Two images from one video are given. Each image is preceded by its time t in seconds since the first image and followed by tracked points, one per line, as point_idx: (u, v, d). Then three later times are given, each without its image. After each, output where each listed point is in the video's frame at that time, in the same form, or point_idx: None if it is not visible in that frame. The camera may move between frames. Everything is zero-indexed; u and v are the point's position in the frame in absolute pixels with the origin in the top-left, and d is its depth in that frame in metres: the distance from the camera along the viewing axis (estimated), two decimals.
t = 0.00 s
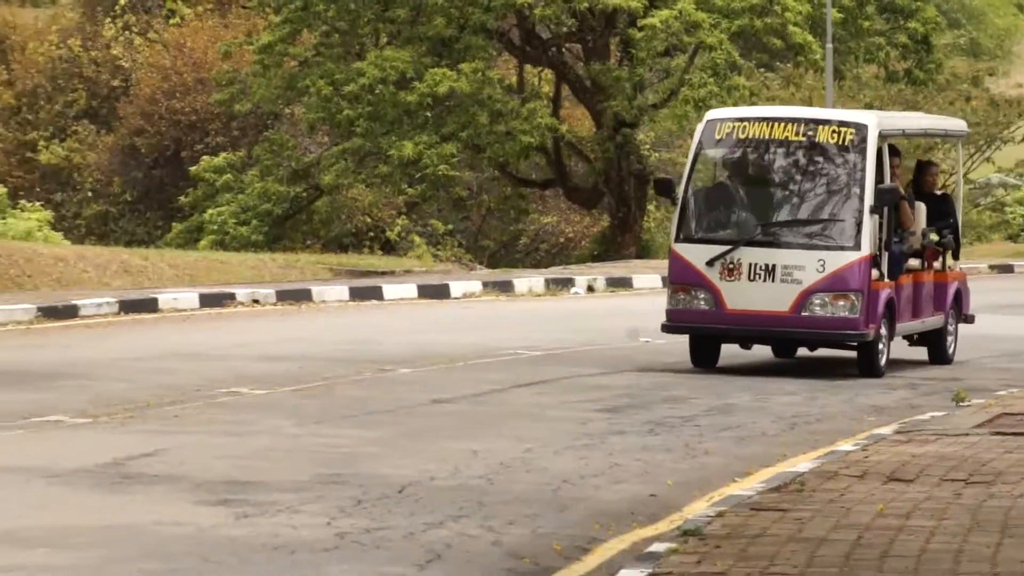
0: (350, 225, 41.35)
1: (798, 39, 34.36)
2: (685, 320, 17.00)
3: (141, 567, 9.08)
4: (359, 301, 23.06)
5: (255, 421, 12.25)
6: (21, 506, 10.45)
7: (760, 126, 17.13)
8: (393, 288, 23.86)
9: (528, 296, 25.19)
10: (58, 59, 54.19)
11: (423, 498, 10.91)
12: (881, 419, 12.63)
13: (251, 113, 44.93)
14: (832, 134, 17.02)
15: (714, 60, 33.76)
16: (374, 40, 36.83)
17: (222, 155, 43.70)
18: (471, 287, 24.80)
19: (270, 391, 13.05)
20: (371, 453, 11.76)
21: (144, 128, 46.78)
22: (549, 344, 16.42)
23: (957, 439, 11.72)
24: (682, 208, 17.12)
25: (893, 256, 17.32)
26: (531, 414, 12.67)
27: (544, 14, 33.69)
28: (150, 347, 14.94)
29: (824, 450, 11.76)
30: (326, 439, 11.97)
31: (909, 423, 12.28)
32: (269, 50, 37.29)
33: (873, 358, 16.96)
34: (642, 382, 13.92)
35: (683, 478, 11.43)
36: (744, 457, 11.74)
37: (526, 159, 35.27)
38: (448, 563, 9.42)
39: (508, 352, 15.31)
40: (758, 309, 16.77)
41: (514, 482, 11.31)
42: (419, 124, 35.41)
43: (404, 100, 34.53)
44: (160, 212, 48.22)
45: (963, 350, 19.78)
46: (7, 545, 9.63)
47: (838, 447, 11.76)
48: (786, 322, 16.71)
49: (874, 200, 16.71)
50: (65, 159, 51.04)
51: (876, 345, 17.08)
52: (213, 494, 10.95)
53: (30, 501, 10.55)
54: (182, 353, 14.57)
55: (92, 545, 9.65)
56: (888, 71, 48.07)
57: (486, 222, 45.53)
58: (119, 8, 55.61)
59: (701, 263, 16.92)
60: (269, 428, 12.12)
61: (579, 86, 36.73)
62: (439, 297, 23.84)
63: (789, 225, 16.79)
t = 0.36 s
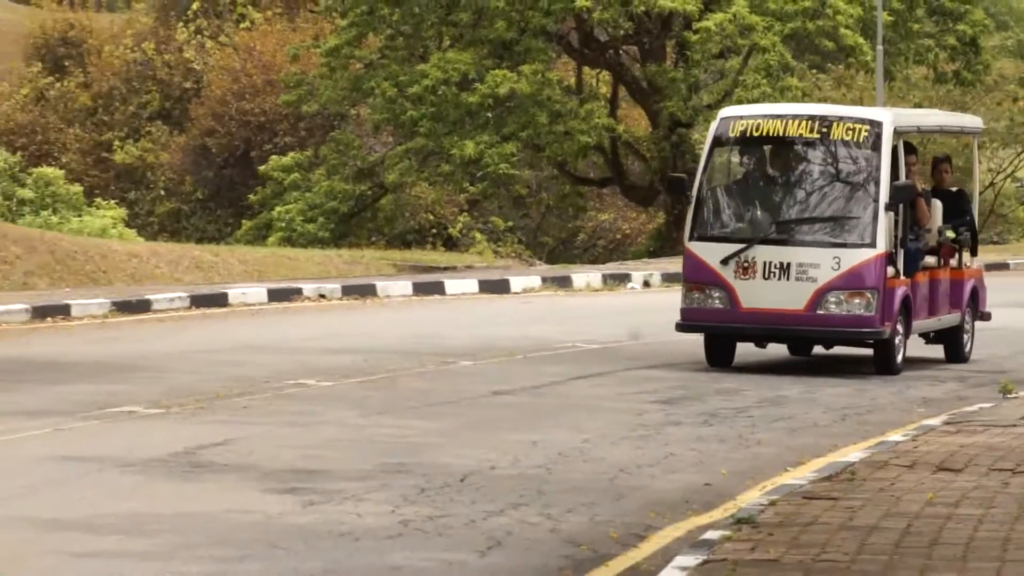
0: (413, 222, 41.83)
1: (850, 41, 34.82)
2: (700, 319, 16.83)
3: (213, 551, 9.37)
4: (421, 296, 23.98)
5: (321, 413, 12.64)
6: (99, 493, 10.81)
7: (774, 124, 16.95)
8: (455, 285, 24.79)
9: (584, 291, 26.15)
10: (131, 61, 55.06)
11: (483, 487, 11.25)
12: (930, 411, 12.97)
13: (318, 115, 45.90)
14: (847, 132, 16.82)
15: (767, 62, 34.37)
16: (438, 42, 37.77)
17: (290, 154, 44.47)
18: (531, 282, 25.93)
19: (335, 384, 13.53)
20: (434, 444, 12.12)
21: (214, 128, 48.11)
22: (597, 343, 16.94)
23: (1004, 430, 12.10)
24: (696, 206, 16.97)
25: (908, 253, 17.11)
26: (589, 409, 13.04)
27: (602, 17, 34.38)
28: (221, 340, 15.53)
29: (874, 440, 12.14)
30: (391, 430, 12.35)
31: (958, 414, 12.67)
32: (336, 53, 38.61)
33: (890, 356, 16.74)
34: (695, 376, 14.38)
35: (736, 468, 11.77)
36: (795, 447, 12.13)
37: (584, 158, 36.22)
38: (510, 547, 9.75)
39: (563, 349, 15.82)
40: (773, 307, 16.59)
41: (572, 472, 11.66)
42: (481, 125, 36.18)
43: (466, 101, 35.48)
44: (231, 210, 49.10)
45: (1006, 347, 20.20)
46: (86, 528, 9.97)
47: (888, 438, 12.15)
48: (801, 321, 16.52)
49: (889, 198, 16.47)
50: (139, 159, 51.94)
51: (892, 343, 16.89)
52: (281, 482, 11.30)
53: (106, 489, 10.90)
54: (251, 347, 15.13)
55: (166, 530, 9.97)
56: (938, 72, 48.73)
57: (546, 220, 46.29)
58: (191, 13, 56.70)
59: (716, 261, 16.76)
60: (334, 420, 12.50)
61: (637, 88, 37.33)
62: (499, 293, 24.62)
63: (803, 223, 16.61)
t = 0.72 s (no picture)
0: (446, 224, 42.12)
1: (880, 46, 35.21)
2: (688, 323, 16.26)
3: (249, 547, 9.48)
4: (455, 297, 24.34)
5: (355, 413, 12.81)
6: (138, 489, 10.97)
7: (766, 124, 16.39)
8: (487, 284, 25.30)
9: (616, 292, 26.62)
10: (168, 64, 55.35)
11: (514, 485, 11.38)
12: (956, 414, 13.13)
13: (353, 117, 46.18)
14: (841, 133, 16.28)
15: (797, 66, 34.76)
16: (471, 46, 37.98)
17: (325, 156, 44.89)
18: (562, 283, 26.25)
19: (367, 383, 13.77)
20: (465, 443, 12.28)
21: (251, 131, 48.29)
22: (620, 347, 17.15)
23: None
24: (686, 207, 16.39)
25: (903, 257, 16.56)
26: (618, 411, 13.18)
27: (634, 22, 34.35)
28: (258, 339, 15.81)
29: (899, 441, 12.31)
30: (424, 430, 12.51)
31: (984, 415, 12.86)
32: (371, 56, 39.35)
33: (882, 363, 16.25)
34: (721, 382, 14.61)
35: (764, 468, 11.91)
36: (821, 448, 12.31)
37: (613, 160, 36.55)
38: (539, 545, 9.87)
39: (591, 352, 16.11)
40: (763, 312, 16.02)
41: (601, 471, 11.79)
42: (512, 127, 36.37)
43: (500, 104, 35.59)
44: (267, 211, 49.40)
45: None
46: (125, 523, 10.11)
47: (914, 439, 12.31)
48: (792, 326, 15.96)
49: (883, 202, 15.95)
50: (176, 161, 52.42)
51: (885, 351, 16.37)
52: (315, 480, 11.43)
53: (143, 486, 11.04)
54: (287, 347, 15.39)
55: (203, 526, 10.10)
56: (963, 76, 49.10)
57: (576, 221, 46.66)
58: (227, 16, 57.10)
59: (705, 264, 16.19)
60: (368, 420, 12.67)
61: (667, 91, 37.59)
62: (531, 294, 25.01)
63: (796, 226, 16.06)
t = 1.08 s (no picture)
0: (473, 253, 42.32)
1: (905, 77, 35.66)
2: (672, 358, 15.61)
3: None
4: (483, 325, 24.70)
5: (384, 441, 12.87)
6: (168, 519, 11.02)
7: (752, 151, 15.80)
8: (516, 313, 25.64)
9: (643, 319, 26.95)
10: (197, 95, 55.83)
11: (542, 514, 11.39)
12: (986, 444, 13.18)
13: (383, 147, 46.51)
14: (830, 160, 15.72)
15: (824, 97, 35.02)
16: (497, 77, 37.97)
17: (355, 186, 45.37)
18: (590, 312, 26.64)
19: (395, 412, 13.84)
20: (494, 472, 12.32)
21: (278, 161, 48.15)
22: (646, 378, 17.17)
23: None
24: (670, 236, 15.75)
25: (896, 289, 15.97)
26: (645, 441, 13.22)
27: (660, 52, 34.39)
28: (285, 369, 15.90)
29: (929, 471, 12.30)
30: (452, 459, 12.57)
31: (1014, 445, 12.87)
32: (398, 87, 39.62)
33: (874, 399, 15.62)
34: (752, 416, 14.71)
35: (792, 497, 11.92)
36: (850, 477, 12.32)
37: (643, 189, 36.79)
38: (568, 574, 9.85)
39: (617, 384, 16.19)
40: (751, 345, 15.38)
41: (629, 500, 11.81)
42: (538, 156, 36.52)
43: (526, 134, 35.72)
44: (295, 240, 49.65)
45: None
46: (157, 552, 10.16)
47: (943, 468, 12.30)
48: (780, 359, 15.30)
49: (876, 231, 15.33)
50: (205, 190, 52.76)
51: (878, 384, 15.75)
52: (344, 509, 11.47)
53: (171, 515, 11.09)
54: (315, 375, 15.46)
55: (232, 555, 10.13)
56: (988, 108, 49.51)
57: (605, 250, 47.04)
58: (257, 47, 57.57)
59: (689, 295, 15.55)
60: (397, 448, 12.73)
61: (694, 121, 37.78)
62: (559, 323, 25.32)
63: (784, 256, 15.43)
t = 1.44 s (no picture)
0: (512, 272, 42.32)
1: (948, 96, 35.64)
2: (665, 384, 14.84)
3: None
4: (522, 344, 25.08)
5: (423, 461, 12.91)
6: (207, 538, 11.01)
7: (750, 167, 15.15)
8: (555, 333, 25.99)
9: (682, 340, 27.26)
10: (237, 113, 56.21)
11: (581, 534, 11.37)
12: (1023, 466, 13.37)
13: (419, 168, 46.47)
14: (831, 177, 15.03)
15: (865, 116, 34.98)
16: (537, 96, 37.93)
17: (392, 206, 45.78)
18: (629, 331, 27.03)
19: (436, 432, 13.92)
20: (534, 491, 12.33)
21: (319, 180, 48.72)
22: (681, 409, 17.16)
23: None
24: (664, 257, 15.06)
25: (898, 311, 15.19)
26: (684, 465, 13.24)
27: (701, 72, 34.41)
28: (324, 389, 15.98)
29: (969, 493, 12.31)
30: (492, 479, 12.59)
31: None
32: (438, 106, 39.30)
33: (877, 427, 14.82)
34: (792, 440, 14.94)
35: (832, 518, 11.90)
36: (890, 498, 12.34)
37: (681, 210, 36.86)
38: None
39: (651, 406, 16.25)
40: (748, 370, 14.59)
41: (669, 520, 11.79)
42: (578, 176, 36.66)
43: (565, 153, 35.72)
44: (335, 260, 49.69)
45: None
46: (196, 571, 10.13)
47: (983, 490, 12.31)
48: (778, 385, 14.50)
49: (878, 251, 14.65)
50: (245, 210, 52.96)
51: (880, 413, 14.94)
52: (382, 529, 11.45)
53: (211, 534, 11.07)
54: (355, 396, 15.53)
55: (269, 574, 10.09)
56: None
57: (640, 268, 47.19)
58: (296, 68, 57.92)
59: (683, 319, 14.80)
60: (438, 468, 12.75)
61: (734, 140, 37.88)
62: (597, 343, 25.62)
63: (782, 277, 14.70)
